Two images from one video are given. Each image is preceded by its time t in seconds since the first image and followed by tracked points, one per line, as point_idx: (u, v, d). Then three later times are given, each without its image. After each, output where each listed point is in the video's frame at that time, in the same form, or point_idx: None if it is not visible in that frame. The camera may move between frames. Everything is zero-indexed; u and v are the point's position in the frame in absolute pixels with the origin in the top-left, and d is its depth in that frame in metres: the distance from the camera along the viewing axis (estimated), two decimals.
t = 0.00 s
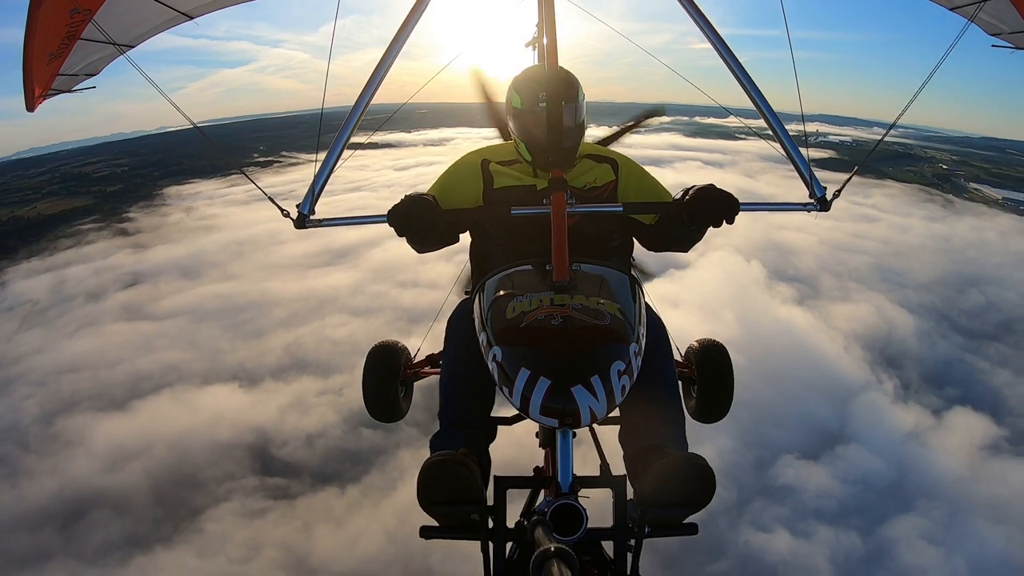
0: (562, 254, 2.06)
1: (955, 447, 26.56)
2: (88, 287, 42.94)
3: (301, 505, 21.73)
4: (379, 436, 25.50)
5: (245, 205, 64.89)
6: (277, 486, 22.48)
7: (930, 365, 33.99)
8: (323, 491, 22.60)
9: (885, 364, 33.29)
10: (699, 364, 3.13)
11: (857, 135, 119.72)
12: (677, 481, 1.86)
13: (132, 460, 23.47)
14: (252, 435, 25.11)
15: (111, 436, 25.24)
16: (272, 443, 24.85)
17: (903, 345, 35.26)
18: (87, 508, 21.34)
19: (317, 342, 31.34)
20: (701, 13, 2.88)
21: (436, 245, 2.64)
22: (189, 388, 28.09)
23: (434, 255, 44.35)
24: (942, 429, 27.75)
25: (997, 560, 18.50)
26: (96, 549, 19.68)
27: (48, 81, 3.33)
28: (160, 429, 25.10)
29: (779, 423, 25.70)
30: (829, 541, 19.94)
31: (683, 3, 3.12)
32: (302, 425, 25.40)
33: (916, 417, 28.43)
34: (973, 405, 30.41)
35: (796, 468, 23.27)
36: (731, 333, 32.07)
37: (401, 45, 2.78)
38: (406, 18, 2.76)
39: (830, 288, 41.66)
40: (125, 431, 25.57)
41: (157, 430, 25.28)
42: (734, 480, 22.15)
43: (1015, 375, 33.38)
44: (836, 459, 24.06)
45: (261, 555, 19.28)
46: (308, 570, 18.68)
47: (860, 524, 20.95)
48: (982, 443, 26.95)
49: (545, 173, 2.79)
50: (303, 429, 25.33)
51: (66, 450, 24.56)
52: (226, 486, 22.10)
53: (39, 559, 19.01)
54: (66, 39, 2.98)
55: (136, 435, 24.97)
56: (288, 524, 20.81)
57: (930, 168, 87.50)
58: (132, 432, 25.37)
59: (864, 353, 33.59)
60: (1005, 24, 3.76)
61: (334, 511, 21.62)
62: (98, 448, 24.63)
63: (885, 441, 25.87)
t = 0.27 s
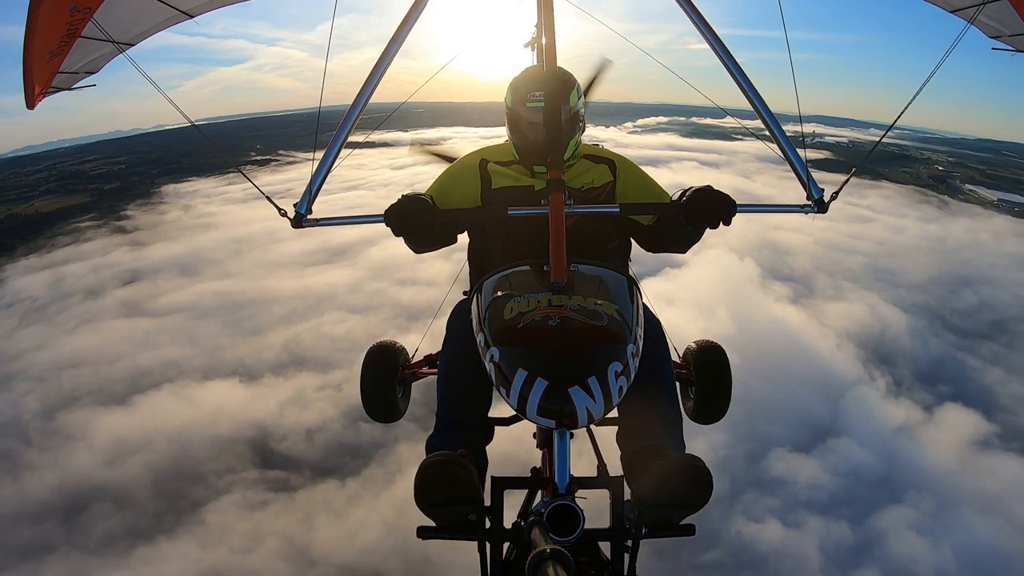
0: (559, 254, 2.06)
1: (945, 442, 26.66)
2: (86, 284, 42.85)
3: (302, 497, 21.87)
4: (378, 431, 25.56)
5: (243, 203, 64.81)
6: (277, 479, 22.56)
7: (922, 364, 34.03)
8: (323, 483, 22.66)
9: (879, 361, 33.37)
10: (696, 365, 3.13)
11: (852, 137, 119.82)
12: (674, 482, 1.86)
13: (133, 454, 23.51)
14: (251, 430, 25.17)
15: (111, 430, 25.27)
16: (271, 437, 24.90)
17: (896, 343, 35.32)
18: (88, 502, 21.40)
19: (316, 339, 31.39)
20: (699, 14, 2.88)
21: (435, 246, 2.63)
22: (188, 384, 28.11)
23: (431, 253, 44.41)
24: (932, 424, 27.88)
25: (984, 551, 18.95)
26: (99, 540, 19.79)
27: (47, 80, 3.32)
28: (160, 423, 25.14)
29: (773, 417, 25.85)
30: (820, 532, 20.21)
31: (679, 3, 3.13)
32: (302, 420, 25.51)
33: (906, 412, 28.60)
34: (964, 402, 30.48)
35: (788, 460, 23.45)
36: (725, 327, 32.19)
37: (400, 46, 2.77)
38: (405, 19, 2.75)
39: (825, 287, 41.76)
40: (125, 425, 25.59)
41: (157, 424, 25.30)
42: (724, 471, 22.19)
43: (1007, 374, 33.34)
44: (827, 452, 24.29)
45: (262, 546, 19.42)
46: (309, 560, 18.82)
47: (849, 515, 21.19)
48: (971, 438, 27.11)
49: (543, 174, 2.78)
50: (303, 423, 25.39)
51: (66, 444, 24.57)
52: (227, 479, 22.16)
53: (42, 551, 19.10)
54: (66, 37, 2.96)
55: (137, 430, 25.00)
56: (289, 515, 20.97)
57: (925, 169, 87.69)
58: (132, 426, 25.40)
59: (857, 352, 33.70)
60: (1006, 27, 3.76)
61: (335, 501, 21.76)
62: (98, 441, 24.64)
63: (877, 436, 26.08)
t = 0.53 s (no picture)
0: (559, 252, 2.06)
1: (937, 435, 26.75)
2: (85, 283, 42.85)
3: (302, 490, 22.05)
4: (376, 425, 25.67)
5: (240, 202, 64.80)
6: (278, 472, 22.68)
7: (915, 361, 33.77)
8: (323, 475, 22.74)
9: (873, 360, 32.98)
10: (694, 363, 3.14)
11: (848, 136, 119.64)
12: (671, 480, 1.87)
13: (134, 448, 23.61)
14: (251, 424, 25.27)
15: (112, 425, 25.36)
16: (271, 432, 25.03)
17: (888, 340, 35.30)
18: (91, 495, 21.52)
19: (314, 334, 31.46)
20: (701, 11, 2.87)
21: (435, 244, 2.63)
22: (188, 379, 28.21)
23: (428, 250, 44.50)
24: (923, 418, 27.99)
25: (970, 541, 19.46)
26: (102, 533, 19.96)
27: (48, 77, 3.31)
28: (161, 418, 25.25)
29: (766, 413, 26.08)
30: (811, 522, 20.69)
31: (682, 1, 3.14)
32: (302, 414, 25.67)
33: (898, 406, 28.70)
34: (956, 398, 30.54)
35: (779, 454, 23.72)
36: (719, 322, 32.34)
37: (402, 44, 2.77)
38: (406, 18, 2.75)
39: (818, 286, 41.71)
40: (126, 420, 25.69)
41: (158, 419, 25.40)
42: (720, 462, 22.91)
43: (999, 370, 33.32)
44: (819, 445, 24.58)
45: (263, 538, 19.60)
46: (310, 551, 18.99)
47: (840, 505, 21.57)
48: (963, 432, 27.19)
49: (543, 171, 2.78)
50: (302, 418, 25.52)
51: (67, 437, 24.66)
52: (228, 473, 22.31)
53: (45, 544, 19.25)
54: (68, 35, 2.97)
55: (138, 425, 25.10)
56: (290, 507, 21.13)
57: (921, 169, 87.64)
58: (133, 421, 25.50)
59: (850, 348, 33.67)
60: (1007, 25, 3.77)
61: (336, 493, 21.94)
62: (99, 435, 24.74)
63: (869, 429, 26.25)
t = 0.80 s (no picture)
0: (562, 250, 2.05)
1: (927, 432, 26.68)
2: (82, 283, 42.82)
3: (301, 485, 22.13)
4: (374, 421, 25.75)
5: (236, 203, 64.80)
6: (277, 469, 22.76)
7: (907, 360, 33.51)
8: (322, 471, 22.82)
9: (864, 360, 32.73)
10: (698, 363, 3.14)
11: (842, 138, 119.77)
12: (675, 479, 1.86)
13: (134, 445, 23.68)
14: (250, 422, 25.35)
15: (111, 423, 25.42)
16: (270, 429, 25.11)
17: (880, 339, 35.26)
18: (91, 492, 21.57)
19: (312, 334, 31.59)
20: (704, 12, 2.89)
21: (438, 242, 2.62)
22: (187, 378, 28.29)
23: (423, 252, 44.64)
24: (914, 414, 27.85)
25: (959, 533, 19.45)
26: (103, 528, 20.06)
27: (49, 76, 3.31)
28: (160, 416, 25.32)
29: (757, 410, 26.36)
30: (801, 515, 20.64)
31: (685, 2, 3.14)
32: (300, 412, 25.82)
33: (888, 402, 28.56)
34: (946, 395, 30.44)
35: (770, 448, 23.92)
36: (709, 319, 32.63)
37: (402, 44, 2.78)
38: (408, 16, 2.75)
39: (810, 287, 41.63)
40: (125, 418, 25.76)
41: (157, 417, 25.47)
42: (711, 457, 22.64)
43: (990, 369, 33.14)
44: (809, 438, 24.75)
45: (262, 532, 19.68)
46: (308, 545, 19.06)
47: (831, 498, 21.44)
48: (954, 428, 27.31)
49: (546, 170, 2.77)
50: (300, 416, 25.67)
51: (66, 435, 24.73)
52: (227, 469, 22.41)
53: (47, 539, 19.34)
54: (68, 34, 2.96)
55: (137, 422, 25.17)
56: (289, 501, 21.22)
57: (915, 172, 87.67)
58: (132, 419, 25.57)
59: (841, 347, 33.52)
60: (1008, 25, 3.75)
61: (334, 488, 22.03)
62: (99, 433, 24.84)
63: (859, 424, 26.42)
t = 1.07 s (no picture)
0: (563, 251, 2.05)
1: (916, 430, 27.12)
2: (77, 284, 42.73)
3: (300, 481, 22.13)
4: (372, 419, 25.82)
5: (230, 206, 64.72)
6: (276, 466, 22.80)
7: (896, 361, 33.64)
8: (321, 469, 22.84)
9: (854, 358, 33.14)
10: (699, 361, 3.14)
11: (834, 142, 120.19)
12: (675, 478, 1.86)
13: (132, 444, 23.70)
14: (249, 420, 25.39)
15: (110, 423, 25.42)
16: (268, 428, 25.12)
17: (870, 340, 35.30)
18: (90, 490, 21.57)
19: (309, 335, 31.67)
20: (703, 13, 2.90)
21: (437, 241, 2.62)
22: (185, 378, 28.29)
23: (418, 255, 44.79)
24: (903, 411, 28.30)
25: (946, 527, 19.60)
26: (103, 526, 20.02)
27: (49, 74, 3.30)
28: (158, 415, 25.32)
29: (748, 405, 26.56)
30: (790, 508, 20.47)
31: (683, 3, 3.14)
32: (298, 412, 25.89)
33: (878, 400, 28.97)
34: (936, 394, 30.84)
35: (761, 443, 24.03)
36: (699, 315, 32.89)
37: (399, 43, 2.78)
38: (404, 16, 2.76)
39: (802, 288, 41.78)
40: (124, 417, 25.76)
41: (155, 416, 25.47)
42: (703, 453, 22.85)
43: (979, 369, 33.67)
44: (800, 435, 24.88)
45: (262, 527, 19.76)
46: (308, 540, 19.07)
47: (819, 493, 21.45)
48: (941, 427, 27.71)
49: (545, 170, 2.77)
50: (298, 415, 25.76)
51: (64, 435, 24.70)
52: (226, 467, 22.40)
53: (46, 536, 19.28)
54: (68, 32, 2.95)
55: (136, 421, 25.16)
56: (288, 497, 21.26)
57: (906, 175, 87.89)
58: (130, 418, 25.57)
59: (832, 346, 33.79)
60: (1008, 27, 3.74)
61: (332, 484, 22.05)
62: (98, 432, 24.80)
63: (848, 421, 26.62)
